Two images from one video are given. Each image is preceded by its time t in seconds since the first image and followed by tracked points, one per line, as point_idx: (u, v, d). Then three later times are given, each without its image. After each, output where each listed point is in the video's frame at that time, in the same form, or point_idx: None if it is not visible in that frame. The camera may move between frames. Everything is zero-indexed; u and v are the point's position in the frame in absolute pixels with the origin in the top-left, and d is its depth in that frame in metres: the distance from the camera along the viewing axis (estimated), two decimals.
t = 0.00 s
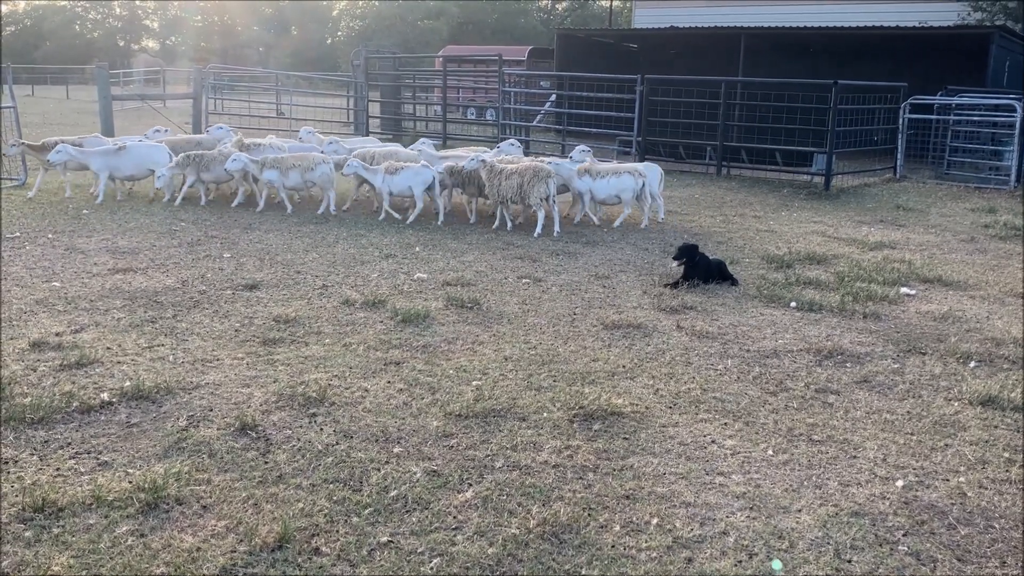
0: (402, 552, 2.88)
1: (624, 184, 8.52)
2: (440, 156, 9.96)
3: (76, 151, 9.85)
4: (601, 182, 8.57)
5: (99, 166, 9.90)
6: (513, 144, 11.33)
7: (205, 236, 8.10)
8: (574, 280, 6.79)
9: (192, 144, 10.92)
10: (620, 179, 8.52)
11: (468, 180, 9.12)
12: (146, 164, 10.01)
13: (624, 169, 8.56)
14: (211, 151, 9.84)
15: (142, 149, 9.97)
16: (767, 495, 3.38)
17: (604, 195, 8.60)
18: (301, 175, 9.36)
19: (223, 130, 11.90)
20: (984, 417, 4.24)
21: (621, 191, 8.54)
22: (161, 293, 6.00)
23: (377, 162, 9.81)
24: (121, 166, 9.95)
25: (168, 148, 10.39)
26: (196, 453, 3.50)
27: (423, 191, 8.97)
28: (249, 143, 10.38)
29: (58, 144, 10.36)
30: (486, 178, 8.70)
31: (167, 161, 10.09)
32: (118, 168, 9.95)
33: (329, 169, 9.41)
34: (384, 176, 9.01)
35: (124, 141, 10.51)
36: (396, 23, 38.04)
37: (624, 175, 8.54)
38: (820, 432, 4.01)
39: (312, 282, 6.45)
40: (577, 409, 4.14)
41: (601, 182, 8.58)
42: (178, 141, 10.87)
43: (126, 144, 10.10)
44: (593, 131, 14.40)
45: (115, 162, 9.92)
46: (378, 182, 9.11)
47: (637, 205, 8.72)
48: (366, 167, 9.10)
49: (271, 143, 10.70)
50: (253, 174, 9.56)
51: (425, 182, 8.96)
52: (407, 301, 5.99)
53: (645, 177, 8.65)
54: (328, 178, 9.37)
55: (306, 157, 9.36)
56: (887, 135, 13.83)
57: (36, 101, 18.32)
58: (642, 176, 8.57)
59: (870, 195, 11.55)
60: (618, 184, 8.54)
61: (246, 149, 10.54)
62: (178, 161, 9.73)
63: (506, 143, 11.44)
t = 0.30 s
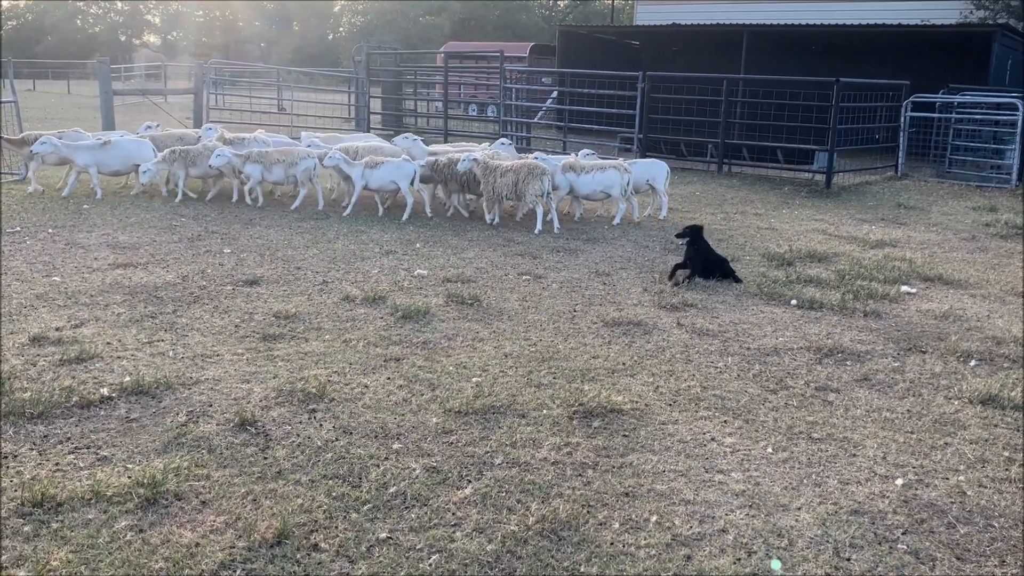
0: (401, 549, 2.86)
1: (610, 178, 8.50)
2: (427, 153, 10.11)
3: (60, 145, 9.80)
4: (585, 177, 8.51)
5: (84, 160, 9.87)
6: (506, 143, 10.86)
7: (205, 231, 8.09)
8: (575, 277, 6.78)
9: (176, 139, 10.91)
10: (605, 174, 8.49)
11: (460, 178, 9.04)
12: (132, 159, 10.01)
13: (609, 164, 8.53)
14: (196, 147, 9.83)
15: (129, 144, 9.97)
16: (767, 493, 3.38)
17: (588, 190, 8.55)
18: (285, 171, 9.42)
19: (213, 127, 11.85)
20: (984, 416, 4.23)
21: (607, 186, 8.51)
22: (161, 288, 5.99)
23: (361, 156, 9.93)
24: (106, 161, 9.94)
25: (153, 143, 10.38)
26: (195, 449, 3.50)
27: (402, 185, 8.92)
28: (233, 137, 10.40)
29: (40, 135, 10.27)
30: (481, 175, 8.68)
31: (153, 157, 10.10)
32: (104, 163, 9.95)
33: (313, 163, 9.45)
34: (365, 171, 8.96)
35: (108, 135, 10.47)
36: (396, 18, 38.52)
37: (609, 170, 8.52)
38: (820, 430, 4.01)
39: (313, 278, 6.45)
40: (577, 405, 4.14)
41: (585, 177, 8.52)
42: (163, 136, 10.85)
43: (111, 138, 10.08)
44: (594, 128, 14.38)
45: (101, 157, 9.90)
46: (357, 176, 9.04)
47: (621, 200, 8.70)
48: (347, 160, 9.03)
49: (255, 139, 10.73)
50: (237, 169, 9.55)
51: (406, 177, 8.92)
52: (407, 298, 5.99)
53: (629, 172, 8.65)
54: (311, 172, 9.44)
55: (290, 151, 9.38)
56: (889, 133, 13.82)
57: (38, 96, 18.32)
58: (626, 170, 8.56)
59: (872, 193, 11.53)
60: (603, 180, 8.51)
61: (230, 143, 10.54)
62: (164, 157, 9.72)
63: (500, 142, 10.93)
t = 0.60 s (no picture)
0: (400, 541, 2.87)
1: (595, 174, 8.59)
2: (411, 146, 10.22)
3: (42, 137, 9.80)
4: (570, 172, 8.56)
5: (66, 153, 9.86)
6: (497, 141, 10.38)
7: (205, 224, 8.09)
8: (574, 271, 6.78)
9: (160, 132, 10.92)
10: (590, 170, 8.57)
11: (449, 174, 9.00)
12: (113, 152, 9.99)
13: (593, 159, 8.62)
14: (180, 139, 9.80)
15: (110, 136, 9.95)
16: (764, 487, 3.39)
17: (575, 186, 8.60)
18: (269, 163, 9.39)
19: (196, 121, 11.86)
20: (982, 411, 4.25)
21: (591, 181, 8.59)
22: (160, 281, 5.99)
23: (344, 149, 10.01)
24: (88, 153, 9.92)
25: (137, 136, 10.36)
26: (195, 441, 3.50)
27: (385, 177, 9.00)
28: (217, 129, 10.40)
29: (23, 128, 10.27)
30: (471, 170, 8.64)
31: (135, 149, 10.08)
32: (86, 155, 9.93)
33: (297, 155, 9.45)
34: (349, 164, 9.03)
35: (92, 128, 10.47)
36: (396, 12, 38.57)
37: (593, 165, 8.60)
38: (818, 425, 4.02)
39: (312, 271, 6.45)
40: (576, 399, 4.16)
41: (570, 172, 8.57)
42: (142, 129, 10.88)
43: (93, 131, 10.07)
44: (594, 123, 14.37)
45: (82, 149, 9.89)
46: (340, 166, 9.11)
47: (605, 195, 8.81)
48: (329, 150, 9.11)
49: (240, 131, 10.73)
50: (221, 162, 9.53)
51: (390, 170, 9.01)
52: (406, 291, 5.99)
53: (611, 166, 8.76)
54: (297, 164, 9.45)
55: (273, 143, 9.38)
56: (888, 129, 13.81)
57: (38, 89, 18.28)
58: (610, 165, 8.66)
59: (872, 189, 11.53)
60: (588, 175, 8.59)
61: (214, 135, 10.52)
62: (148, 150, 9.68)
63: (490, 139, 10.47)
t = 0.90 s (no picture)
0: (402, 529, 2.89)
1: (575, 163, 8.66)
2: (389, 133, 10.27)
3: (24, 126, 9.78)
4: (552, 163, 8.64)
5: (47, 142, 9.85)
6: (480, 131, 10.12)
7: (205, 215, 8.09)
8: (573, 263, 6.80)
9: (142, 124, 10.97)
10: (570, 160, 8.64)
11: (423, 162, 9.02)
12: (95, 143, 10.00)
13: (572, 150, 8.68)
14: (162, 129, 9.77)
15: (93, 128, 9.97)
16: (763, 477, 3.42)
17: (556, 176, 8.67)
18: (255, 152, 9.36)
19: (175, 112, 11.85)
20: (979, 403, 4.27)
21: (571, 171, 8.67)
22: (160, 271, 5.99)
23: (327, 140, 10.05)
24: (69, 144, 9.93)
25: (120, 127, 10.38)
26: (197, 430, 3.52)
27: (367, 167, 9.04)
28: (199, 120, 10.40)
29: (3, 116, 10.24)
30: (456, 161, 8.67)
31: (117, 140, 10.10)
32: (67, 146, 9.94)
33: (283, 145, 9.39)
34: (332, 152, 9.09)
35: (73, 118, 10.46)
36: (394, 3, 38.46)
37: (573, 155, 8.67)
38: (817, 416, 4.05)
39: (311, 262, 6.45)
40: (575, 390, 4.18)
41: (551, 163, 8.64)
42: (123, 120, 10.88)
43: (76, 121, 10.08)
44: (593, 114, 14.36)
45: (64, 139, 9.89)
46: (323, 156, 9.18)
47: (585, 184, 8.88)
48: (312, 139, 9.16)
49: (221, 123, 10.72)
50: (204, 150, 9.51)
51: (372, 159, 9.05)
52: (406, 282, 6.00)
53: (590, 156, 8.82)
54: (283, 155, 9.35)
55: (258, 133, 9.35)
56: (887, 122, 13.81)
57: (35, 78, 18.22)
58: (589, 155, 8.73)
59: (870, 182, 11.54)
60: (569, 165, 8.66)
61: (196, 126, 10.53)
62: (128, 139, 9.66)
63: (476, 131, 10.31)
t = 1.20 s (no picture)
0: (400, 507, 2.95)
1: (547, 152, 8.69)
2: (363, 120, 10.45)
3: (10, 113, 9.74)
4: (524, 151, 8.68)
5: (35, 130, 9.83)
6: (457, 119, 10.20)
7: (201, 201, 8.11)
8: (568, 251, 6.85)
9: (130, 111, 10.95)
10: (543, 149, 8.67)
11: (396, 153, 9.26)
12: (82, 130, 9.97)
13: (547, 138, 8.70)
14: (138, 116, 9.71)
15: (81, 114, 9.94)
16: (754, 459, 3.48)
17: (529, 164, 8.71)
18: (233, 139, 9.47)
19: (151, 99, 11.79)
20: (967, 387, 4.35)
21: (544, 160, 8.70)
22: (158, 257, 6.03)
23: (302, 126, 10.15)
24: (56, 131, 9.89)
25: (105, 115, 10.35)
26: (198, 412, 3.57)
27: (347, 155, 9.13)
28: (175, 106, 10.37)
29: None
30: (436, 150, 8.83)
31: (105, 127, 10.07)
32: (55, 133, 9.90)
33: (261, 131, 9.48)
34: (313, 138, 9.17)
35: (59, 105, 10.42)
36: None
37: (547, 144, 8.69)
38: (808, 400, 4.12)
39: (308, 249, 6.48)
40: (570, 373, 4.24)
41: (524, 151, 8.69)
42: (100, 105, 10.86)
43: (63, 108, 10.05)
44: (588, 104, 14.39)
45: (52, 127, 9.86)
46: (302, 141, 9.24)
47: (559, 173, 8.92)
48: (292, 124, 9.22)
49: (196, 109, 10.75)
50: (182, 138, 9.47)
51: (352, 146, 9.12)
52: (403, 269, 6.04)
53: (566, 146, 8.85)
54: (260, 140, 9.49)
55: (237, 120, 9.43)
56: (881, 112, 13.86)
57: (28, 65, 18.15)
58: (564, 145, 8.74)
59: (864, 172, 11.60)
60: (542, 153, 8.69)
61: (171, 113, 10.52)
62: (106, 126, 9.58)
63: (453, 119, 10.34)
